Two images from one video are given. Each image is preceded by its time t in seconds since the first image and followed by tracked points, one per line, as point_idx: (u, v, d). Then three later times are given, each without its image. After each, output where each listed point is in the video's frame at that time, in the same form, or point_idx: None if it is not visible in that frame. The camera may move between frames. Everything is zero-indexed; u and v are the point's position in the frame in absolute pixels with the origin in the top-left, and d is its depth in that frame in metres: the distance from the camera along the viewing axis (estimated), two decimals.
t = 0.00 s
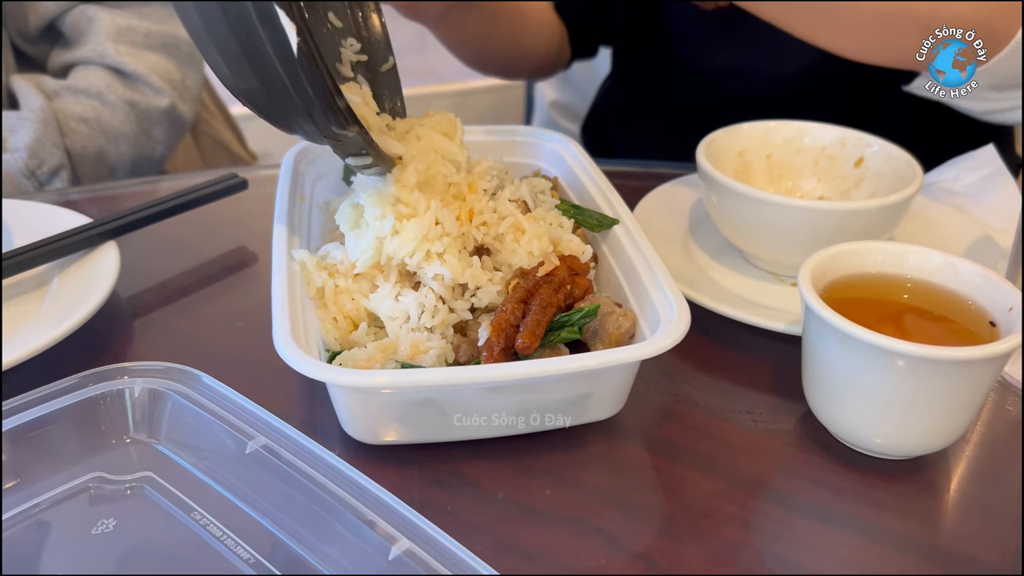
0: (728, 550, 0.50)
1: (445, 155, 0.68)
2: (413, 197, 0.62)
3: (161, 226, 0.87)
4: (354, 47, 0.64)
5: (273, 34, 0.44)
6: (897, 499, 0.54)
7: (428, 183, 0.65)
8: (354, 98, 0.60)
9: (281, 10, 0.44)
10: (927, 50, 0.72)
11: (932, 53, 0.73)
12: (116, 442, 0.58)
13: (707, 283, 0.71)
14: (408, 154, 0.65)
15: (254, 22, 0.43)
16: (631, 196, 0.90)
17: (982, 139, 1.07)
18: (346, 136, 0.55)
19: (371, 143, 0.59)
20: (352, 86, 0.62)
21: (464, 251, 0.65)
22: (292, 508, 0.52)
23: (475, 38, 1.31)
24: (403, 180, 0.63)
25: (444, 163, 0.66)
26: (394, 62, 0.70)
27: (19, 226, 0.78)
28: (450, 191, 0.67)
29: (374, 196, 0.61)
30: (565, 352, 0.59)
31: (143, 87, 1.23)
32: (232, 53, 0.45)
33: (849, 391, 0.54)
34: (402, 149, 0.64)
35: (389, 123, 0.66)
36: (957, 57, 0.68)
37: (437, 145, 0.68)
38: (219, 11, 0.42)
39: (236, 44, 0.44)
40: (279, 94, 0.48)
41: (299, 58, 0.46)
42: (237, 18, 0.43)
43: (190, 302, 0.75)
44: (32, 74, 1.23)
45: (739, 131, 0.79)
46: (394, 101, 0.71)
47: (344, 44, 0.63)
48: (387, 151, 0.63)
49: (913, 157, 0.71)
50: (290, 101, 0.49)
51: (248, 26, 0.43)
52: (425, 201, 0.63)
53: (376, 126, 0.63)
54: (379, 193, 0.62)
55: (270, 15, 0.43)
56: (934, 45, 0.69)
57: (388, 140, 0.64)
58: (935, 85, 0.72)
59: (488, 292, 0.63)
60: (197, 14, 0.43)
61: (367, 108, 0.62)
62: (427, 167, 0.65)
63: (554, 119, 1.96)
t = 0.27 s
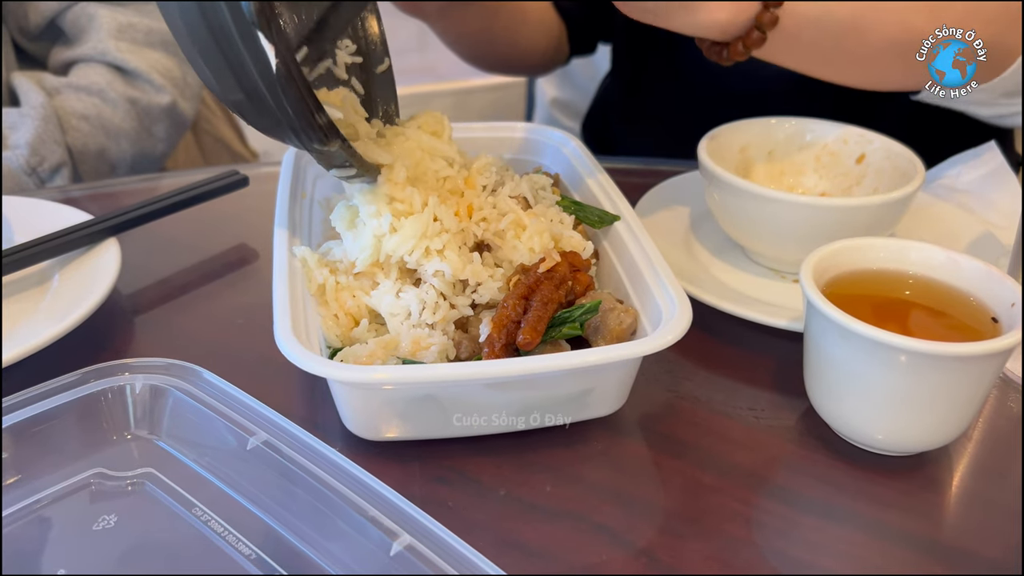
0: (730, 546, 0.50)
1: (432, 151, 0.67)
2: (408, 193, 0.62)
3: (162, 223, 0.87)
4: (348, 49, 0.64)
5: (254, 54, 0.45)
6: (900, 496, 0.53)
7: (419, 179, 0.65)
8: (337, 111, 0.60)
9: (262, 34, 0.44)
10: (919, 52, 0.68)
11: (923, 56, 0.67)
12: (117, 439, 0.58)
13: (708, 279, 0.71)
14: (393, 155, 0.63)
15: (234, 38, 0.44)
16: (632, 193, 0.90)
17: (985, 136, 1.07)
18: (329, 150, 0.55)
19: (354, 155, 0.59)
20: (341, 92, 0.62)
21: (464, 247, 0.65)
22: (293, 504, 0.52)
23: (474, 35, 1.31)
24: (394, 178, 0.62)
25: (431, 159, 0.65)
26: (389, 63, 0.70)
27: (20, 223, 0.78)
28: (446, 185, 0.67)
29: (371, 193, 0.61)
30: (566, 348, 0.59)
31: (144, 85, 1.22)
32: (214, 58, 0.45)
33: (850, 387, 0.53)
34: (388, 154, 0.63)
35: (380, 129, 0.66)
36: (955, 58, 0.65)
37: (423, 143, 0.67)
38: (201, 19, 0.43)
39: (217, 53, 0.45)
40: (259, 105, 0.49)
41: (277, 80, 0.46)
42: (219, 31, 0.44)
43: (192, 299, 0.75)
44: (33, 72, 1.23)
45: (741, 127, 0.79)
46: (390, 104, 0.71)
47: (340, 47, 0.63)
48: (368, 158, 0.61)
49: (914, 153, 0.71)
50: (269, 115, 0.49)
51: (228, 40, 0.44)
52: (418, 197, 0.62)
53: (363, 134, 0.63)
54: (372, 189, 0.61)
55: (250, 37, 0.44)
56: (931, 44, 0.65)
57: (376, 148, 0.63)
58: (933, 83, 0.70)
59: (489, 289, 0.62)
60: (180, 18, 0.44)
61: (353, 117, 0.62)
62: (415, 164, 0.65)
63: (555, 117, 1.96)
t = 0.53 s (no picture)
0: (729, 544, 0.50)
1: (443, 151, 0.67)
2: (412, 193, 0.62)
3: (161, 221, 0.87)
4: (354, 48, 0.64)
5: (267, 55, 0.45)
6: (899, 495, 0.53)
7: (427, 180, 0.65)
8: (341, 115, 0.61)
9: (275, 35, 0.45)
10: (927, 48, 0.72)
11: (929, 54, 0.74)
12: (115, 437, 0.58)
13: (707, 278, 0.71)
14: (403, 155, 0.64)
15: (248, 41, 0.44)
16: (632, 192, 0.90)
17: (985, 135, 1.06)
18: (342, 152, 0.55)
19: (366, 157, 0.59)
20: (346, 92, 0.63)
21: (463, 246, 0.64)
22: (291, 503, 0.52)
23: (477, 34, 1.32)
24: (402, 177, 0.62)
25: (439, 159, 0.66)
26: (396, 61, 0.70)
27: (19, 221, 0.78)
28: (448, 185, 0.67)
29: (373, 192, 0.61)
30: (565, 346, 0.59)
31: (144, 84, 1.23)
32: (229, 65, 0.46)
33: (849, 385, 0.53)
34: (397, 154, 0.63)
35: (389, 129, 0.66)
36: (955, 57, 0.67)
37: (435, 144, 0.67)
38: (215, 26, 0.43)
39: (232, 58, 0.45)
40: (274, 108, 0.49)
41: (289, 79, 0.47)
42: (234, 35, 0.44)
43: (190, 298, 0.75)
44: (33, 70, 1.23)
45: (740, 126, 0.79)
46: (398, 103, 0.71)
47: (344, 48, 0.63)
48: (379, 158, 0.62)
49: (914, 152, 0.71)
50: (284, 118, 0.50)
51: (243, 44, 0.45)
52: (422, 197, 0.62)
53: (373, 134, 0.63)
54: (379, 187, 0.62)
55: (263, 36, 0.44)
56: (934, 43, 0.69)
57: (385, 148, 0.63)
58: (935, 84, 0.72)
59: (488, 287, 0.62)
60: (193, 27, 0.44)
61: (360, 118, 0.63)
62: (424, 165, 0.65)
63: (555, 116, 1.96)
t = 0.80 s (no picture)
0: (729, 542, 0.50)
1: (435, 151, 0.68)
2: (410, 192, 0.63)
3: (162, 220, 0.87)
4: (352, 55, 0.67)
5: (259, 78, 0.46)
6: (899, 493, 0.53)
7: (423, 179, 0.65)
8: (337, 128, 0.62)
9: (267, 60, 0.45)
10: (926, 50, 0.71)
11: (925, 55, 0.72)
12: (117, 435, 0.58)
13: (709, 277, 0.71)
14: (394, 160, 0.65)
15: (242, 65, 0.45)
16: (633, 191, 0.90)
17: (986, 134, 1.06)
18: (334, 167, 0.56)
19: (359, 168, 0.60)
20: (342, 102, 0.65)
21: (464, 244, 0.64)
22: (293, 501, 0.52)
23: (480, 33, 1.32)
24: (398, 178, 0.63)
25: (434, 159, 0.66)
26: (395, 67, 0.71)
27: (20, 219, 0.78)
28: (447, 183, 0.67)
29: (370, 195, 0.61)
30: (566, 344, 0.59)
31: (145, 82, 1.23)
32: (223, 82, 0.46)
33: (850, 384, 0.53)
34: (388, 161, 0.64)
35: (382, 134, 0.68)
36: (955, 58, 0.66)
37: (426, 142, 0.68)
38: (211, 46, 0.44)
39: (226, 77, 0.46)
40: (264, 126, 0.50)
41: (279, 103, 0.48)
42: (228, 57, 0.44)
43: (192, 296, 0.75)
44: (34, 69, 1.23)
45: (742, 124, 0.79)
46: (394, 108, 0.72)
47: (342, 55, 0.67)
48: (371, 168, 0.63)
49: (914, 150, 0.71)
50: (274, 136, 0.51)
51: (236, 67, 0.45)
52: (423, 196, 0.63)
53: (368, 144, 0.65)
54: (376, 193, 0.62)
55: (256, 62, 0.45)
56: (933, 45, 0.68)
57: (376, 156, 0.64)
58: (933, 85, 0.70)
59: (489, 286, 0.62)
60: (187, 42, 0.44)
61: (355, 127, 0.64)
62: (418, 165, 0.65)
63: (557, 114, 1.96)
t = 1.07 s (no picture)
0: (731, 543, 0.51)
1: (432, 154, 0.68)
2: (409, 196, 0.63)
3: (168, 222, 0.88)
4: (358, 58, 0.68)
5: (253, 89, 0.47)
6: (899, 494, 0.54)
7: (422, 183, 0.66)
8: (332, 136, 0.63)
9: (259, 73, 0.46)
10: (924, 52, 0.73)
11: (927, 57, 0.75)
12: (125, 436, 0.59)
13: (711, 280, 0.72)
14: (390, 166, 0.65)
15: (235, 76, 0.46)
16: (635, 194, 0.91)
17: (986, 137, 1.07)
18: (326, 175, 0.57)
19: (353, 176, 0.61)
20: (343, 107, 0.65)
21: (468, 248, 0.65)
22: (300, 502, 0.53)
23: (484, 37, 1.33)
24: (393, 181, 0.64)
25: (431, 162, 0.67)
26: (399, 72, 0.71)
27: (28, 222, 0.79)
28: (447, 187, 0.67)
29: (374, 199, 0.62)
30: (570, 347, 0.59)
31: (150, 85, 1.23)
32: (218, 91, 0.47)
33: (850, 386, 0.54)
34: (385, 167, 0.65)
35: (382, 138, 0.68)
36: (955, 58, 0.68)
37: (423, 147, 0.68)
38: (206, 56, 0.45)
39: (220, 85, 0.47)
40: (257, 134, 0.51)
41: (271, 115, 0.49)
42: (222, 67, 0.45)
43: (198, 298, 0.75)
44: (39, 72, 1.24)
45: (743, 128, 0.79)
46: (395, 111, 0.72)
47: (347, 58, 0.67)
48: (367, 174, 0.64)
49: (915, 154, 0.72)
50: (266, 143, 0.52)
51: (230, 77, 0.46)
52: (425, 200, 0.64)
53: (368, 149, 0.65)
54: (373, 198, 0.63)
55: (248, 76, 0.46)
56: (934, 43, 0.70)
57: (373, 162, 0.65)
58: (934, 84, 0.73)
59: (493, 289, 0.63)
60: (184, 48, 0.45)
61: (354, 132, 0.65)
62: (415, 169, 0.66)
63: (559, 116, 1.97)
